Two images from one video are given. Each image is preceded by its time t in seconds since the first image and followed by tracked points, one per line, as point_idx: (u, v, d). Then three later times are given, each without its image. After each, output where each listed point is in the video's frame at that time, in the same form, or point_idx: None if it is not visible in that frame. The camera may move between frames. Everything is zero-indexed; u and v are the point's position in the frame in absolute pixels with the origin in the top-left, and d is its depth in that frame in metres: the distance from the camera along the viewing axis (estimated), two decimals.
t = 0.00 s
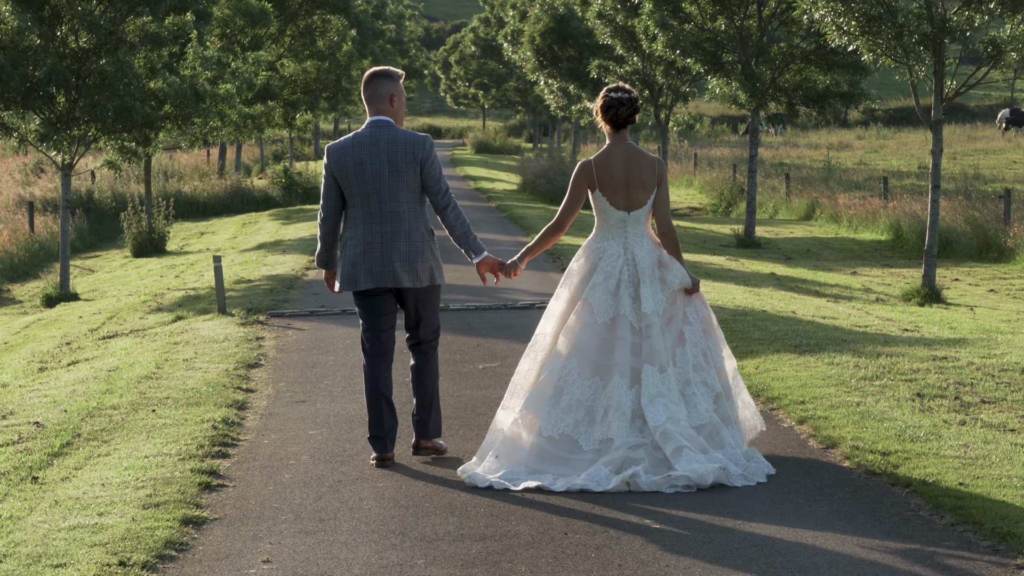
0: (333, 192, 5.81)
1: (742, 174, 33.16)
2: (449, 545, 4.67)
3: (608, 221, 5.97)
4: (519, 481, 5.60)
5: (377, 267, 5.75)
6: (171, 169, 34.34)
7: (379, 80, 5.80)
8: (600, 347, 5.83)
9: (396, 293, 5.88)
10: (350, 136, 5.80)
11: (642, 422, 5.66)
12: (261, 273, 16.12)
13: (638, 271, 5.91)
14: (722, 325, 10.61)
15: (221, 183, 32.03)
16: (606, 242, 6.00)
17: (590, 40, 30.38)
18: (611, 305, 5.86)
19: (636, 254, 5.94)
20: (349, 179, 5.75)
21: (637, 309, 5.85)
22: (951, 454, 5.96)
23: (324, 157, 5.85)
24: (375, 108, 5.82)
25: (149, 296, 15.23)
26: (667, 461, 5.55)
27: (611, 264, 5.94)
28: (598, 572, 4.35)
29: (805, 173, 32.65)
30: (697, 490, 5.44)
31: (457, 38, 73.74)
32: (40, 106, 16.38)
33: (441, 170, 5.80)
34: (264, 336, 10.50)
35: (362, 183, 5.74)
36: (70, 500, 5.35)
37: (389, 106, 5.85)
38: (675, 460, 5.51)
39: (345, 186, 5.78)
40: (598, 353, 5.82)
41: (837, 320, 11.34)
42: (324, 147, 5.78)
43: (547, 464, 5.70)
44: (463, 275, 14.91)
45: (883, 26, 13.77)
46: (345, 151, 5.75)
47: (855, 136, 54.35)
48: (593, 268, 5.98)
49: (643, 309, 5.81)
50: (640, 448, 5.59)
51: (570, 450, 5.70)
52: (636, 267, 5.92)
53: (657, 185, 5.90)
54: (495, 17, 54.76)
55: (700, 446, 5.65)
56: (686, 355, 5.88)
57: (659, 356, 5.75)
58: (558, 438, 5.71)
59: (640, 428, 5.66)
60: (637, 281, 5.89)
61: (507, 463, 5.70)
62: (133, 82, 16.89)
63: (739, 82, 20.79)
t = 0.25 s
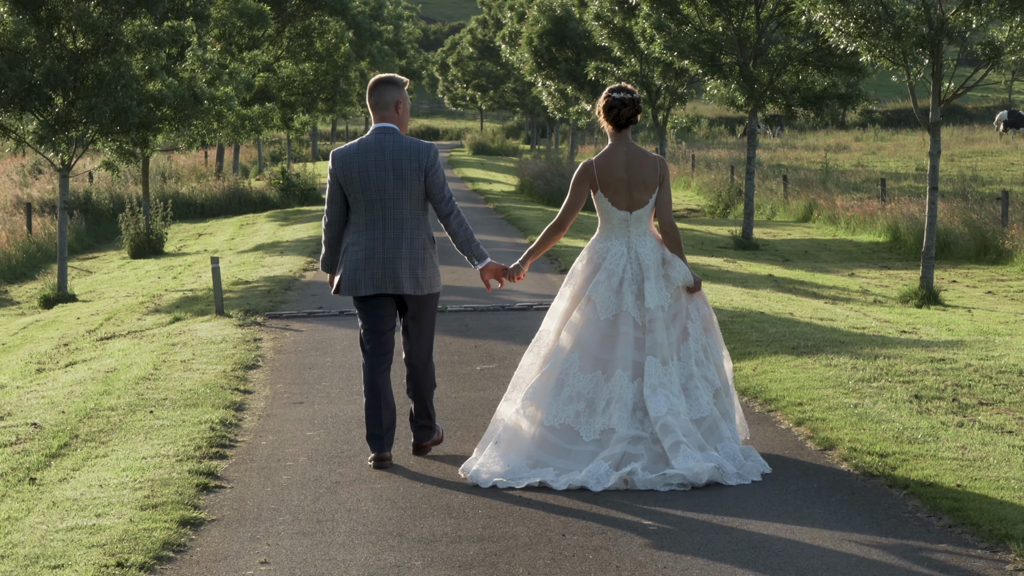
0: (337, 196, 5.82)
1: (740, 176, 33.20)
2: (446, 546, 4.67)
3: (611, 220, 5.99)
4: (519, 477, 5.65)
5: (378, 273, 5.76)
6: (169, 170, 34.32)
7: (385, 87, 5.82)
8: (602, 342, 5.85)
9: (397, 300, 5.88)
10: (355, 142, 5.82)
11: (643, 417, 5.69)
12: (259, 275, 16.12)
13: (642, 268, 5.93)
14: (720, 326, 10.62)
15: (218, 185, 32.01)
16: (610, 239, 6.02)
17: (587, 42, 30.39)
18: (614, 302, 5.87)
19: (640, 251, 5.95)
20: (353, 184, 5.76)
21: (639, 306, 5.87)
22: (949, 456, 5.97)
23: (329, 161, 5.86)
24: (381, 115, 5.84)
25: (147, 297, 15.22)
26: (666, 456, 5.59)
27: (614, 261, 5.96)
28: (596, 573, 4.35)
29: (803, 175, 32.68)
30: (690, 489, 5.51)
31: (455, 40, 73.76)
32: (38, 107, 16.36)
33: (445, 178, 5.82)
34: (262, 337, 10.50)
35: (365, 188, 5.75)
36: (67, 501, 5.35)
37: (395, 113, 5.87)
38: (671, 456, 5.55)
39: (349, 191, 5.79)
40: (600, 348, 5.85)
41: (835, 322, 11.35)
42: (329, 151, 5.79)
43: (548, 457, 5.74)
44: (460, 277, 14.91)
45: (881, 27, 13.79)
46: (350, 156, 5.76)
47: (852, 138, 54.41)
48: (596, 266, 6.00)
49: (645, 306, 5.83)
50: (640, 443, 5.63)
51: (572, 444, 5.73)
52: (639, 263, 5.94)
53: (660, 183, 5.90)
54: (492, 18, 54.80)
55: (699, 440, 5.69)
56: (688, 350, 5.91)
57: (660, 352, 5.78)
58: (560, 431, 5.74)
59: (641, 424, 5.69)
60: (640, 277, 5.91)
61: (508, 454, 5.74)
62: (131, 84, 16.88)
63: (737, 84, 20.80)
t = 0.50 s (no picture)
0: (349, 190, 5.91)
1: (739, 176, 33.20)
2: (445, 547, 4.67)
3: (616, 217, 6.14)
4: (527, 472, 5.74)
5: (387, 269, 5.88)
6: (167, 170, 34.30)
7: (401, 85, 5.91)
8: (609, 339, 5.99)
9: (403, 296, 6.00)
10: (368, 138, 5.92)
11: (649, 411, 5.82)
12: (258, 275, 16.11)
13: (649, 265, 6.07)
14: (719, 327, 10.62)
15: (217, 185, 32.00)
16: (616, 236, 6.18)
17: (586, 42, 30.37)
18: (622, 298, 6.02)
19: (647, 248, 6.12)
20: (365, 179, 5.87)
21: (646, 302, 6.00)
22: (948, 456, 5.97)
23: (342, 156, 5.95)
24: (395, 112, 5.94)
25: (146, 297, 15.21)
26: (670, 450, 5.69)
27: (622, 258, 6.12)
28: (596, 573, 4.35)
29: (802, 175, 32.69)
30: (688, 484, 5.60)
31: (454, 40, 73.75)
32: (37, 107, 16.34)
33: (456, 178, 5.96)
34: (261, 338, 10.49)
35: (378, 185, 5.86)
36: (67, 501, 5.35)
37: (409, 112, 5.97)
38: (673, 451, 5.66)
39: (360, 186, 5.89)
40: (607, 344, 5.98)
41: (834, 322, 11.36)
42: (343, 146, 5.88)
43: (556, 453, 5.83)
44: (460, 277, 14.90)
45: (881, 27, 13.78)
46: (364, 153, 5.87)
47: (852, 138, 54.42)
48: (603, 264, 6.15)
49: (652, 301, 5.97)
50: (646, 436, 5.74)
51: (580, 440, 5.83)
52: (646, 260, 6.09)
53: (664, 179, 6.03)
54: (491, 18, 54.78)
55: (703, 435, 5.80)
56: (694, 346, 6.03)
57: (667, 347, 5.91)
58: (567, 426, 5.85)
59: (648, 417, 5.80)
60: (647, 274, 6.06)
61: (517, 449, 5.84)
62: (130, 84, 16.86)
63: (736, 84, 20.80)
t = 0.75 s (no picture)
0: (356, 186, 5.94)
1: (739, 176, 33.22)
2: (446, 546, 4.67)
3: (616, 216, 6.20)
4: (533, 470, 5.79)
5: (396, 263, 5.95)
6: (168, 170, 34.31)
7: (409, 81, 5.95)
8: (613, 341, 6.05)
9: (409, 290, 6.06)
10: (376, 134, 5.96)
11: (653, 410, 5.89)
12: (258, 274, 16.11)
13: (647, 264, 6.12)
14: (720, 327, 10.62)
15: (218, 185, 32.01)
16: (616, 236, 6.23)
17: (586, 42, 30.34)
18: (623, 299, 6.08)
19: (646, 247, 6.16)
20: (375, 175, 5.92)
21: (647, 303, 6.06)
22: (948, 457, 5.98)
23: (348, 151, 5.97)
24: (402, 108, 5.99)
25: (146, 297, 15.21)
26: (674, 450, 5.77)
27: (621, 258, 6.17)
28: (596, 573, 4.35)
29: (802, 175, 32.71)
30: (690, 480, 5.66)
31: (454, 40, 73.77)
32: (37, 107, 16.35)
33: (464, 173, 6.06)
34: (261, 337, 10.49)
35: (387, 180, 5.92)
36: (67, 501, 5.35)
37: (416, 108, 6.03)
38: (676, 451, 5.73)
39: (369, 181, 5.93)
40: (611, 347, 6.04)
41: (834, 322, 11.37)
42: (351, 141, 5.90)
43: (563, 455, 5.90)
44: (460, 277, 14.92)
45: (881, 27, 13.79)
46: (373, 148, 5.91)
47: (852, 139, 54.40)
48: (604, 264, 6.20)
49: (653, 302, 6.03)
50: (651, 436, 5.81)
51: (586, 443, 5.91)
52: (645, 260, 6.14)
53: (665, 178, 6.09)
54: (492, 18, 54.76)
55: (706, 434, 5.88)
56: (695, 344, 6.10)
57: (668, 347, 5.98)
58: (574, 429, 5.92)
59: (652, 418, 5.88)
60: (646, 275, 6.12)
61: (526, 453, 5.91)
62: (130, 84, 16.86)
63: (736, 84, 20.80)
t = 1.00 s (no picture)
0: (360, 186, 5.97)
1: (739, 175, 33.21)
2: (446, 545, 4.67)
3: (613, 220, 6.25)
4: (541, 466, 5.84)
5: (398, 262, 5.95)
6: (168, 169, 34.32)
7: (409, 82, 5.98)
8: (612, 345, 6.10)
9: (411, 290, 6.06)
10: (378, 135, 5.99)
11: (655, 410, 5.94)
12: (259, 273, 16.11)
13: (643, 267, 6.17)
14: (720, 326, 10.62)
15: (218, 183, 32.02)
16: (612, 240, 6.28)
17: (587, 40, 30.31)
18: (621, 303, 6.12)
19: (642, 250, 6.21)
20: (377, 175, 5.94)
21: (645, 305, 6.11)
22: (949, 455, 5.97)
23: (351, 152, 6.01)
24: (404, 109, 6.01)
25: (147, 296, 15.22)
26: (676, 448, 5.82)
27: (618, 262, 6.21)
28: (595, 572, 4.35)
29: (803, 174, 32.69)
30: (694, 476, 5.70)
31: (454, 39, 73.72)
32: (37, 106, 16.34)
33: (466, 173, 6.07)
34: (262, 336, 10.49)
35: (390, 180, 5.94)
36: (67, 500, 5.35)
37: (418, 108, 6.05)
38: (680, 449, 5.78)
39: (372, 181, 5.95)
40: (611, 351, 6.10)
41: (834, 321, 11.36)
42: (354, 142, 5.94)
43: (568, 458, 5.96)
44: (460, 276, 14.92)
45: (881, 25, 13.78)
46: (375, 148, 5.94)
47: (853, 137, 54.37)
48: (601, 267, 6.25)
49: (650, 304, 6.08)
50: (654, 435, 5.86)
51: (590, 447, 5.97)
52: (641, 263, 6.19)
53: (663, 182, 6.13)
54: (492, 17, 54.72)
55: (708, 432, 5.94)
56: (694, 343, 6.15)
57: (667, 348, 6.03)
58: (578, 434, 5.98)
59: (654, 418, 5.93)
60: (643, 277, 6.17)
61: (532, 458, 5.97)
62: (129, 82, 16.85)
63: (736, 83, 20.79)
